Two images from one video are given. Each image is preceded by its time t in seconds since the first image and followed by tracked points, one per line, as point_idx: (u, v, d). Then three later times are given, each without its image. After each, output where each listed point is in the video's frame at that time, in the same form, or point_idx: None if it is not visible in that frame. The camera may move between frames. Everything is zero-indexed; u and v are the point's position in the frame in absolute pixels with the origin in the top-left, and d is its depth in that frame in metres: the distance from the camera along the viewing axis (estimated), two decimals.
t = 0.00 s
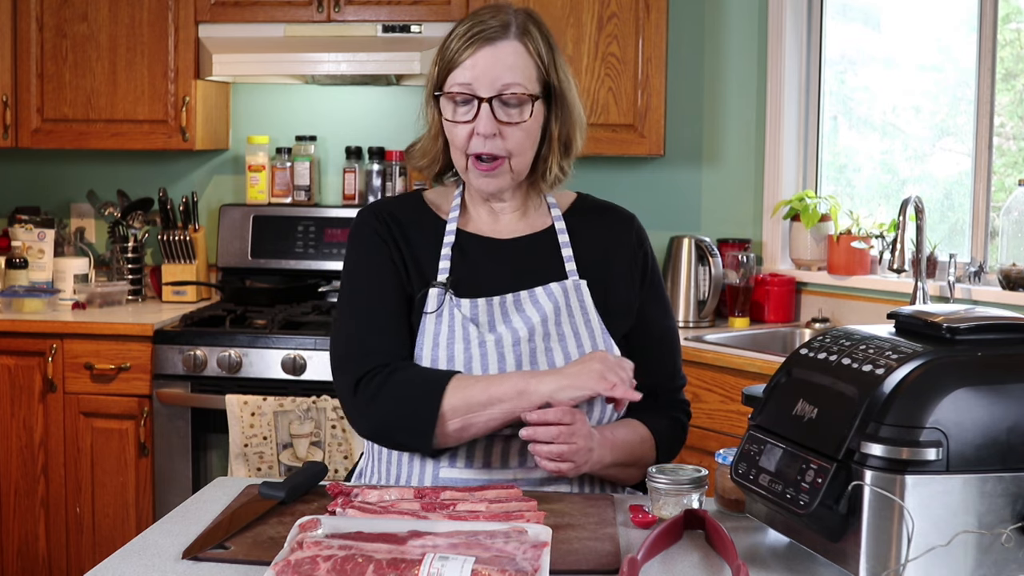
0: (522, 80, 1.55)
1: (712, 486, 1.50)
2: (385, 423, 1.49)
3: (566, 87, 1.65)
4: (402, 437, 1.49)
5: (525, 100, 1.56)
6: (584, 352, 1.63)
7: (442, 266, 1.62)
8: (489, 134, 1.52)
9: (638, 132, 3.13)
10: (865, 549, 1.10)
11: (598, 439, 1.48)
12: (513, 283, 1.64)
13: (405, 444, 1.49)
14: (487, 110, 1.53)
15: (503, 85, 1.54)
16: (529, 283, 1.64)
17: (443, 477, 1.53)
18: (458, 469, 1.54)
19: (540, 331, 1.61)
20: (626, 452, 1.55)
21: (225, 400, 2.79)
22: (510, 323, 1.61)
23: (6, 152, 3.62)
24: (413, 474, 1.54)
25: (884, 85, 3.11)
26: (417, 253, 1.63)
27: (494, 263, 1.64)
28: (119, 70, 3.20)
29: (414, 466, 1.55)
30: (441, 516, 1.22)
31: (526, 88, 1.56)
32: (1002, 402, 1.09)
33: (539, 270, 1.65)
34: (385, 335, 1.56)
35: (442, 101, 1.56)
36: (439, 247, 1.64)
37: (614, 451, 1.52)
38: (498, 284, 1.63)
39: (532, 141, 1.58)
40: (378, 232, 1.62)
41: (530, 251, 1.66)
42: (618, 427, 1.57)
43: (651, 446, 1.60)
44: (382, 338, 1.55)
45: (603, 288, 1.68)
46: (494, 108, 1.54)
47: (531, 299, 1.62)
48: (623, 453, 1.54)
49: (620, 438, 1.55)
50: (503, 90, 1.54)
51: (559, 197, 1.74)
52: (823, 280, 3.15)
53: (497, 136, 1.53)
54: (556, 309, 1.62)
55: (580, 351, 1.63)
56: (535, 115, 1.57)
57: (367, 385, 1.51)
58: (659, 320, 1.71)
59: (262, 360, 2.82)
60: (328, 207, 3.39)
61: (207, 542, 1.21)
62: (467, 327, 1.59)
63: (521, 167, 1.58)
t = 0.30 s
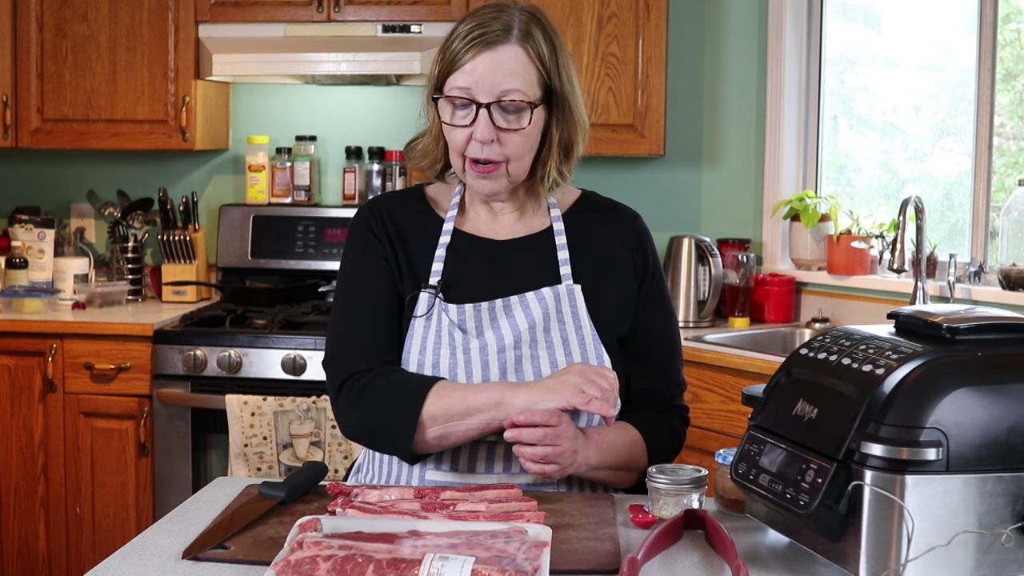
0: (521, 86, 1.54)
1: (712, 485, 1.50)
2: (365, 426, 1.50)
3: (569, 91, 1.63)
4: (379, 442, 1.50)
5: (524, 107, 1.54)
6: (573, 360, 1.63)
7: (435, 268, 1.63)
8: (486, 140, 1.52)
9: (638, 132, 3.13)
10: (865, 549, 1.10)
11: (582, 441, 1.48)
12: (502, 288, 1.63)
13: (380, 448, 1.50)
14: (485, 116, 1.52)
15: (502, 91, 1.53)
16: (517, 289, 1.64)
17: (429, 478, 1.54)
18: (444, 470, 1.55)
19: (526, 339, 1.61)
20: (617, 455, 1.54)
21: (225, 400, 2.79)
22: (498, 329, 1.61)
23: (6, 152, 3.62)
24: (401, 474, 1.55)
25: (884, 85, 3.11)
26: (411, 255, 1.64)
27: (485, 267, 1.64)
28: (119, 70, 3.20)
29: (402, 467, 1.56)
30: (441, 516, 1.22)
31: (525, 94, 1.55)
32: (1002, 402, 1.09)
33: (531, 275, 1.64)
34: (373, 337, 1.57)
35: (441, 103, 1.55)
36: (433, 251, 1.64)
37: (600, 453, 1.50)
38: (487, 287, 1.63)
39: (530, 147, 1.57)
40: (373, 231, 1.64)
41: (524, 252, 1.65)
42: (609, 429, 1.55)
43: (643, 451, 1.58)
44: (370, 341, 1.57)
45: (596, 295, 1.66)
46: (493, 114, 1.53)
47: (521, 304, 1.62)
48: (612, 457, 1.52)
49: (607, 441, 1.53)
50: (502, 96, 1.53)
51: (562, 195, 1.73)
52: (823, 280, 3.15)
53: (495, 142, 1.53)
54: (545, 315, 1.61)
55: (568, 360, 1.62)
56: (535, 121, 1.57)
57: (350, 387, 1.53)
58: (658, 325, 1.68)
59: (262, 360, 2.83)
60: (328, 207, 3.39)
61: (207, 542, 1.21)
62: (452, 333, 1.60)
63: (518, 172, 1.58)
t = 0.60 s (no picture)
0: (522, 86, 1.54)
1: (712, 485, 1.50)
2: (360, 427, 1.51)
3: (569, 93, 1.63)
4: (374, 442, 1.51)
5: (524, 106, 1.54)
6: (568, 357, 1.63)
7: (431, 267, 1.63)
8: (486, 139, 1.52)
9: (638, 132, 3.13)
10: (866, 549, 1.10)
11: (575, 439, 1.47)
12: (498, 287, 1.63)
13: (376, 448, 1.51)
14: (486, 115, 1.52)
15: (503, 90, 1.53)
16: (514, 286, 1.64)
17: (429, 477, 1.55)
18: (442, 468, 1.55)
19: (521, 337, 1.61)
20: (612, 452, 1.53)
21: (225, 400, 2.79)
22: (493, 327, 1.61)
23: (6, 152, 3.62)
24: (402, 474, 1.56)
25: (884, 85, 3.11)
26: (408, 255, 1.64)
27: (481, 265, 1.64)
28: (119, 70, 3.20)
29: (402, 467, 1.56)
30: (441, 516, 1.22)
31: (526, 94, 1.55)
32: (1002, 402, 1.09)
33: (528, 273, 1.64)
34: (369, 336, 1.58)
35: (442, 102, 1.56)
36: (429, 250, 1.64)
37: (595, 450, 1.50)
38: (483, 285, 1.63)
39: (530, 146, 1.57)
40: (371, 231, 1.64)
41: (521, 250, 1.65)
42: (603, 426, 1.55)
43: (639, 448, 1.58)
44: (366, 340, 1.57)
45: (595, 292, 1.65)
46: (494, 112, 1.53)
47: (516, 302, 1.62)
48: (607, 453, 1.52)
49: (602, 438, 1.52)
50: (503, 94, 1.53)
51: (561, 195, 1.72)
52: (823, 280, 3.15)
53: (494, 140, 1.53)
54: (541, 313, 1.61)
55: (564, 357, 1.63)
56: (535, 120, 1.57)
57: (346, 387, 1.54)
58: (655, 322, 1.68)
59: (262, 360, 2.83)
60: (328, 207, 3.39)
61: (207, 542, 1.21)
62: (447, 332, 1.60)
63: (518, 172, 1.58)
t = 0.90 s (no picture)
0: (526, 81, 1.55)
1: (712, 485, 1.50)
2: (364, 424, 1.51)
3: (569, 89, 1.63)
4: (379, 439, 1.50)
5: (528, 101, 1.55)
6: (572, 354, 1.62)
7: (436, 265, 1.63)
8: (490, 134, 1.52)
9: (638, 132, 3.13)
10: (866, 549, 1.10)
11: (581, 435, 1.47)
12: (502, 284, 1.63)
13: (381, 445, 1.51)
14: (490, 110, 1.52)
15: (507, 85, 1.53)
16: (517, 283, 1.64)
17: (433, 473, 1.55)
18: (446, 463, 1.55)
19: (526, 333, 1.61)
20: (617, 447, 1.53)
21: (225, 400, 2.79)
22: (497, 323, 1.61)
23: (6, 152, 3.62)
24: (407, 472, 1.56)
25: (884, 85, 3.11)
26: (412, 253, 1.64)
27: (484, 264, 1.64)
28: (119, 70, 3.20)
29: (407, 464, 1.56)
30: (441, 516, 1.22)
31: (529, 89, 1.55)
32: (1002, 402, 1.09)
33: (531, 270, 1.64)
34: (374, 334, 1.58)
35: (445, 99, 1.55)
36: (433, 249, 1.64)
37: (600, 445, 1.50)
38: (487, 282, 1.63)
39: (533, 142, 1.57)
40: (374, 230, 1.64)
41: (523, 249, 1.65)
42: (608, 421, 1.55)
43: (644, 444, 1.57)
44: (370, 338, 1.57)
45: (597, 289, 1.65)
46: (497, 108, 1.54)
47: (521, 298, 1.62)
48: (612, 449, 1.52)
49: (607, 434, 1.52)
50: (507, 90, 1.53)
51: (561, 194, 1.72)
52: (823, 280, 3.15)
53: (498, 136, 1.53)
54: (545, 310, 1.62)
55: (569, 353, 1.62)
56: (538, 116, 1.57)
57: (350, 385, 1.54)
58: (657, 320, 1.67)
59: (262, 360, 2.83)
60: (328, 207, 3.39)
61: (207, 542, 1.21)
62: (452, 328, 1.60)
63: (521, 168, 1.58)
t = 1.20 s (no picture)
0: (531, 80, 1.55)
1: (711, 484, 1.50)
2: (362, 417, 1.51)
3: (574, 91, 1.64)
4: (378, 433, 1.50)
5: (534, 100, 1.55)
6: (574, 350, 1.63)
7: (437, 262, 1.63)
8: (496, 132, 1.52)
9: (638, 132, 3.13)
10: (865, 550, 1.10)
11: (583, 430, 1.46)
12: (504, 281, 1.63)
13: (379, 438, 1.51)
14: (496, 108, 1.52)
15: (512, 84, 1.53)
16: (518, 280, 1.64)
17: (433, 470, 1.54)
18: (447, 461, 1.55)
19: (528, 330, 1.61)
20: (620, 443, 1.53)
21: (225, 400, 2.79)
22: (500, 320, 1.61)
23: (6, 152, 3.62)
24: (406, 471, 1.55)
25: (884, 85, 3.11)
26: (415, 252, 1.64)
27: (485, 262, 1.64)
28: (119, 70, 3.20)
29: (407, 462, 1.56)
30: (441, 516, 1.22)
31: (534, 88, 1.55)
32: (1002, 401, 1.09)
33: (533, 268, 1.65)
34: (375, 331, 1.58)
35: (451, 98, 1.56)
36: (435, 248, 1.64)
37: (604, 440, 1.50)
38: (489, 280, 1.63)
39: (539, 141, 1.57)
40: (377, 229, 1.64)
41: (524, 249, 1.65)
42: (610, 417, 1.55)
43: (646, 441, 1.57)
44: (372, 335, 1.57)
45: (598, 288, 1.65)
46: (503, 106, 1.53)
47: (523, 296, 1.62)
48: (615, 445, 1.52)
49: (610, 429, 1.52)
50: (512, 89, 1.53)
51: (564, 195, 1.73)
52: (823, 279, 3.15)
53: (504, 134, 1.52)
54: (547, 307, 1.62)
55: (570, 350, 1.62)
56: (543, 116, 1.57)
57: (350, 379, 1.53)
58: (658, 319, 1.67)
59: (262, 360, 2.83)
60: (328, 207, 3.39)
61: (206, 542, 1.21)
62: (454, 325, 1.60)
63: (527, 167, 1.57)
